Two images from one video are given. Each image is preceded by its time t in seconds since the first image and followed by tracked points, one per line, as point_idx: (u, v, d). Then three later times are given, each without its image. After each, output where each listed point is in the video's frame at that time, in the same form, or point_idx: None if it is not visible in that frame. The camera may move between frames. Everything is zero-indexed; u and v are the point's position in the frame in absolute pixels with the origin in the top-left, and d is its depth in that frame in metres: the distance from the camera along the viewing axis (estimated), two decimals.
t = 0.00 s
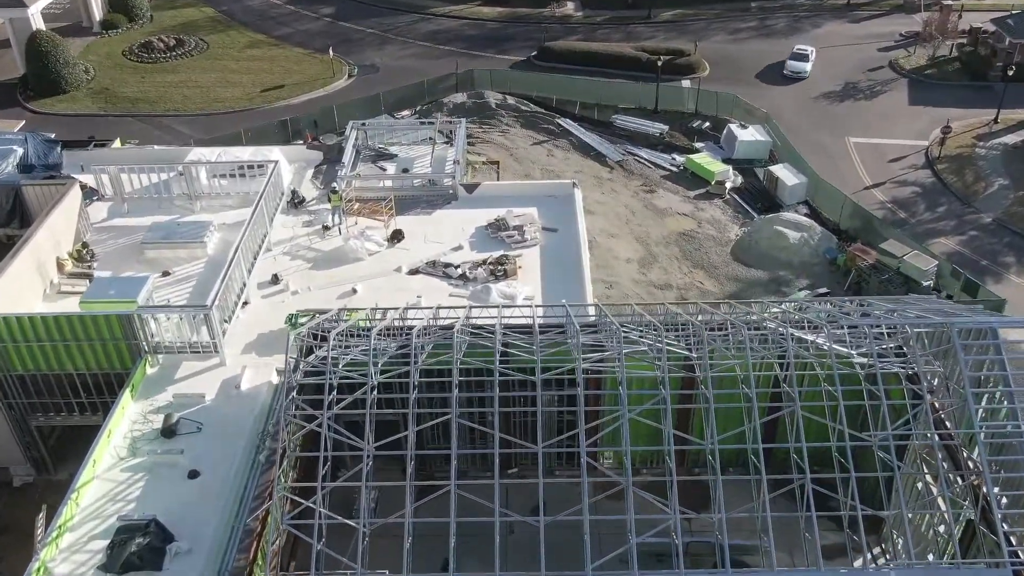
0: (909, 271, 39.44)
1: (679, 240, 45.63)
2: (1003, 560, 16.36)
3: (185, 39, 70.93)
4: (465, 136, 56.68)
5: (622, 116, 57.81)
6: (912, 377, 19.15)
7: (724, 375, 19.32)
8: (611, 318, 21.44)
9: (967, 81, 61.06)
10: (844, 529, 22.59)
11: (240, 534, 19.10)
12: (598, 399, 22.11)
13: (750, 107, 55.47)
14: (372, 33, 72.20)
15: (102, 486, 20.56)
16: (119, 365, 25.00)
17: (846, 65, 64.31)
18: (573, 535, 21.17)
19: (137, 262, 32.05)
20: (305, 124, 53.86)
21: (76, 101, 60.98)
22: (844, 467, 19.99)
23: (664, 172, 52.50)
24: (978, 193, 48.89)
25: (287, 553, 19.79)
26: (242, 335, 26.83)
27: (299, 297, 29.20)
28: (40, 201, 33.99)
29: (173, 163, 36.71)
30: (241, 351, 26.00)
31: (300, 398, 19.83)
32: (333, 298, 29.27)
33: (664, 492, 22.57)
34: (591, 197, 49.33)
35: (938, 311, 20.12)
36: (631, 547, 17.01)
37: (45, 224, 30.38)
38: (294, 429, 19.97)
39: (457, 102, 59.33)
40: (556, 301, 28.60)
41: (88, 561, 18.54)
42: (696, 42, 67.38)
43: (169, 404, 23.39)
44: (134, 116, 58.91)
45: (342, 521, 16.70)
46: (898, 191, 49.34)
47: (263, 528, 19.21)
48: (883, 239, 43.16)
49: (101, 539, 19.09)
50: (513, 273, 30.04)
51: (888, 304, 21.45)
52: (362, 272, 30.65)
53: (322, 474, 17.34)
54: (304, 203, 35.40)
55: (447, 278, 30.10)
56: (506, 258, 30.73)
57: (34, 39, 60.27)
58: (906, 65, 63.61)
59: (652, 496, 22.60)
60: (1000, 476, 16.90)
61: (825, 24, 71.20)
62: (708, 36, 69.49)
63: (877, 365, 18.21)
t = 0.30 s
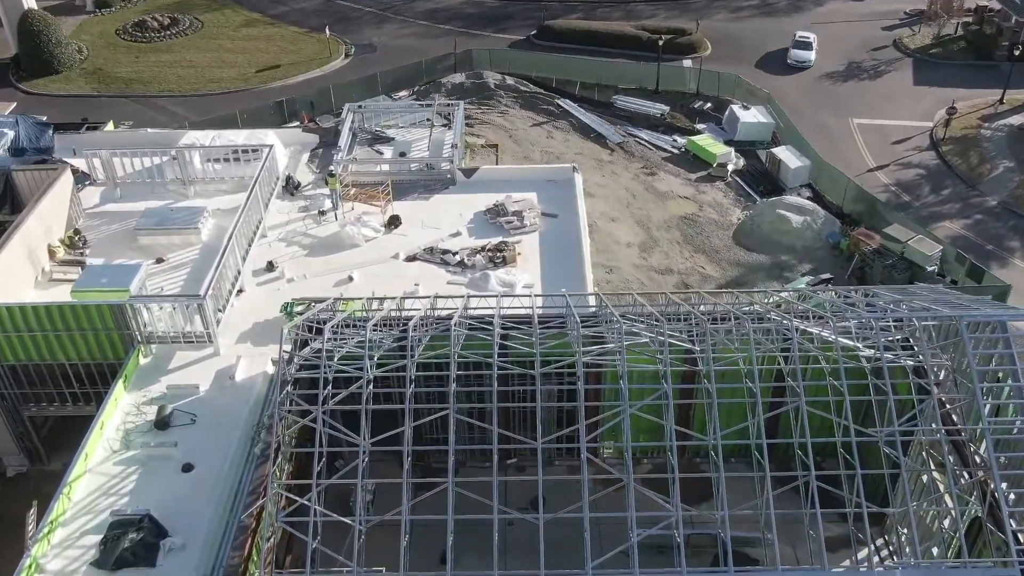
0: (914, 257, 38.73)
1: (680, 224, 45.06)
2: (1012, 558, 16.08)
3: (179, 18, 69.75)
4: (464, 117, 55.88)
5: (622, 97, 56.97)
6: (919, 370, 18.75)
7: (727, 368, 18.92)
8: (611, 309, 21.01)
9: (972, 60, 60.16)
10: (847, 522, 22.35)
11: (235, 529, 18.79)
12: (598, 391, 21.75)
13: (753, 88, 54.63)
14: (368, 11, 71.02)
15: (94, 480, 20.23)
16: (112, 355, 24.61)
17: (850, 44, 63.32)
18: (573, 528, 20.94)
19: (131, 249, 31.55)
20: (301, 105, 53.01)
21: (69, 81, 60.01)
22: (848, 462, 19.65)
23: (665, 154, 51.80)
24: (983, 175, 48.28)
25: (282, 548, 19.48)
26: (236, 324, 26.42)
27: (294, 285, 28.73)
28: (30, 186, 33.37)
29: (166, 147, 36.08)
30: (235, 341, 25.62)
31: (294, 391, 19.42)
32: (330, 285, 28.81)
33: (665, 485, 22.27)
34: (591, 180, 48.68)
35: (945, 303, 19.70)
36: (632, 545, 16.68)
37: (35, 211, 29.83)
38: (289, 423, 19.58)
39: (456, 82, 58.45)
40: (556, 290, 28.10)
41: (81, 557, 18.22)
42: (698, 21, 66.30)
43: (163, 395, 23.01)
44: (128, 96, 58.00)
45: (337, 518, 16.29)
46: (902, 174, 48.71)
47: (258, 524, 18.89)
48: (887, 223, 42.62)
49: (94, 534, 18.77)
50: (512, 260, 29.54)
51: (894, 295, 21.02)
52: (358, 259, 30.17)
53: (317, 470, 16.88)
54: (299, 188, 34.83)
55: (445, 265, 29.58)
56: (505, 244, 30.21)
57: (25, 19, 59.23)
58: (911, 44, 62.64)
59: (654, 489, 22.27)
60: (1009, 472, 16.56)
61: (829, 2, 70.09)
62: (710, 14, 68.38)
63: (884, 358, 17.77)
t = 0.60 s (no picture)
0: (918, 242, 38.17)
1: (682, 208, 44.48)
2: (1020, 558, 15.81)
3: None
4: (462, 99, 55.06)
5: (623, 77, 56.10)
6: (927, 364, 18.37)
7: (731, 362, 18.52)
8: (613, 300, 20.58)
9: (978, 40, 59.22)
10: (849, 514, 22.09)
11: (229, 526, 18.48)
12: (599, 384, 21.39)
13: (756, 68, 53.76)
14: None
15: (87, 474, 19.92)
16: (105, 346, 24.22)
17: (854, 23, 62.32)
18: (572, 522, 20.70)
19: (124, 236, 31.05)
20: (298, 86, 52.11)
21: (62, 61, 59.07)
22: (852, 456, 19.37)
23: (666, 136, 51.07)
24: (988, 158, 47.63)
25: (278, 543, 19.21)
26: (231, 314, 25.99)
27: (289, 274, 28.27)
28: (21, 171, 32.79)
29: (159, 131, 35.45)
30: (230, 331, 25.23)
31: (288, 385, 19.02)
32: (326, 273, 28.35)
33: (667, 477, 21.98)
34: (592, 163, 48.03)
35: (954, 295, 19.28)
36: (633, 543, 16.34)
37: (26, 197, 29.26)
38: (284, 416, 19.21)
39: (455, 63, 57.55)
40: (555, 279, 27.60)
41: (74, 554, 17.92)
42: None
43: (157, 387, 22.64)
44: (121, 77, 57.07)
45: (332, 517, 15.92)
46: (906, 156, 48.04)
47: (252, 520, 18.58)
48: (891, 207, 42.05)
49: (86, 530, 18.45)
50: (511, 248, 29.00)
51: (902, 286, 20.58)
52: (355, 246, 29.70)
53: (313, 468, 16.48)
54: (295, 173, 34.26)
55: (443, 253, 29.08)
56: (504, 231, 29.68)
57: None
58: (916, 24, 61.65)
59: (654, 482, 21.97)
60: (1018, 470, 16.24)
61: None
62: None
63: (891, 352, 17.35)
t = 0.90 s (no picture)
0: (924, 228, 37.62)
1: (683, 192, 43.90)
2: None
3: None
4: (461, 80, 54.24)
5: (624, 58, 55.25)
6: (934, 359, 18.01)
7: (735, 357, 18.14)
8: (613, 291, 20.17)
9: (985, 20, 58.27)
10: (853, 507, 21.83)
11: (224, 523, 18.19)
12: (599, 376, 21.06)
13: (759, 49, 52.94)
14: None
15: (80, 469, 19.60)
16: (97, 337, 23.84)
17: (859, 3, 61.35)
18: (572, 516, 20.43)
19: (117, 223, 30.56)
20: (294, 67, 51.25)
21: (54, 42, 58.13)
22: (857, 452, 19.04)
23: (668, 118, 50.35)
24: (994, 140, 46.98)
25: (272, 539, 18.63)
26: (226, 304, 25.60)
27: (285, 262, 27.83)
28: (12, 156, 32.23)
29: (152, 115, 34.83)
30: (225, 322, 24.85)
31: (283, 380, 18.64)
32: (322, 262, 27.91)
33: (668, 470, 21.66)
34: (592, 147, 47.39)
35: (962, 289, 18.89)
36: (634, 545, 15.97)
37: (18, 184, 28.75)
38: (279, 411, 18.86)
39: (453, 43, 56.65)
40: (554, 268, 27.11)
41: (66, 551, 17.63)
42: None
43: (150, 379, 22.29)
44: (115, 58, 56.16)
45: (327, 517, 15.60)
46: (911, 139, 47.33)
47: (247, 518, 18.28)
48: (896, 191, 41.47)
49: (79, 527, 18.16)
50: (511, 236, 28.55)
51: (909, 278, 20.13)
52: (352, 234, 29.24)
53: (308, 467, 16.12)
54: (290, 158, 33.70)
55: (441, 241, 28.61)
56: (503, 219, 29.19)
57: None
58: (922, 3, 60.65)
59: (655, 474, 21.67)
60: None
61: None
62: None
63: (899, 347, 16.92)
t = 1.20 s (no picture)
0: (929, 213, 37.10)
1: (685, 177, 43.28)
2: None
3: None
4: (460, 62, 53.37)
5: (625, 39, 54.35)
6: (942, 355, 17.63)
7: (739, 353, 17.74)
8: (614, 284, 19.72)
9: None
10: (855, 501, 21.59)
11: (219, 522, 17.91)
12: (599, 369, 20.67)
13: (762, 30, 52.12)
14: None
15: (73, 464, 19.26)
16: (90, 329, 23.45)
17: None
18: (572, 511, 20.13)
19: (109, 210, 30.05)
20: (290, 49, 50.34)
21: (46, 22, 57.13)
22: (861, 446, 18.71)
23: (669, 101, 49.60)
24: (1000, 123, 46.30)
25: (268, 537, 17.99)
26: (220, 295, 25.20)
27: (281, 251, 27.37)
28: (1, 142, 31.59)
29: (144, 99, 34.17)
30: (219, 313, 24.45)
31: (278, 376, 18.23)
32: (318, 251, 27.45)
33: (670, 465, 21.32)
34: (593, 130, 46.71)
35: (971, 283, 18.48)
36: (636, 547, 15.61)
37: (7, 172, 28.16)
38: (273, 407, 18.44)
39: (452, 23, 55.71)
40: (554, 258, 26.61)
41: (59, 549, 17.34)
42: None
43: (144, 372, 21.92)
44: (108, 38, 55.17)
45: (323, 518, 15.21)
46: (916, 122, 46.65)
47: (242, 516, 17.99)
48: (900, 175, 40.90)
49: (72, 524, 17.86)
50: (510, 224, 28.06)
51: (916, 270, 19.71)
52: (348, 222, 28.76)
53: (303, 467, 15.64)
54: (286, 144, 33.10)
55: (439, 229, 28.14)
56: (502, 206, 28.68)
57: None
58: None
59: (656, 467, 21.36)
60: None
61: None
62: None
63: (907, 343, 16.48)
